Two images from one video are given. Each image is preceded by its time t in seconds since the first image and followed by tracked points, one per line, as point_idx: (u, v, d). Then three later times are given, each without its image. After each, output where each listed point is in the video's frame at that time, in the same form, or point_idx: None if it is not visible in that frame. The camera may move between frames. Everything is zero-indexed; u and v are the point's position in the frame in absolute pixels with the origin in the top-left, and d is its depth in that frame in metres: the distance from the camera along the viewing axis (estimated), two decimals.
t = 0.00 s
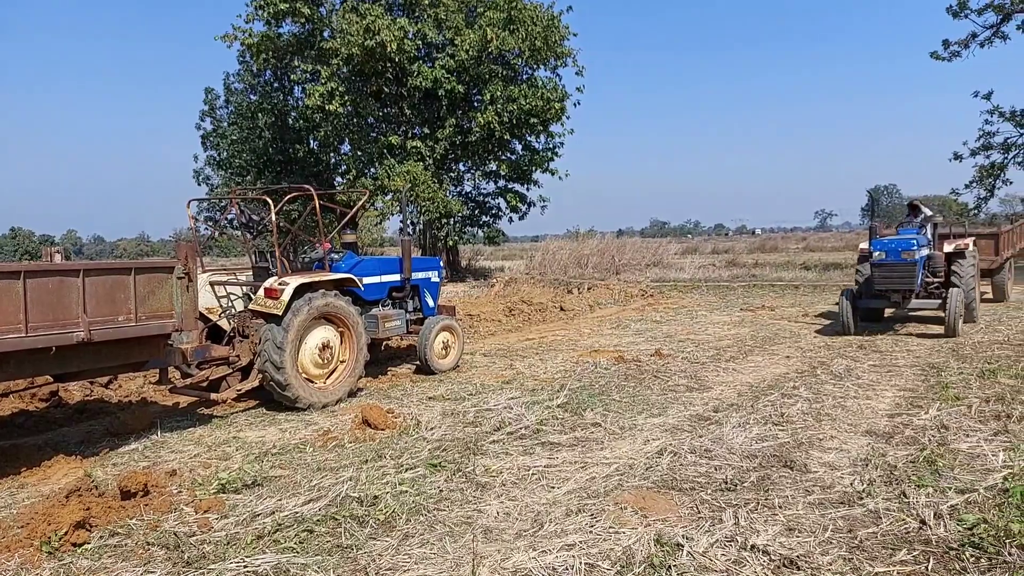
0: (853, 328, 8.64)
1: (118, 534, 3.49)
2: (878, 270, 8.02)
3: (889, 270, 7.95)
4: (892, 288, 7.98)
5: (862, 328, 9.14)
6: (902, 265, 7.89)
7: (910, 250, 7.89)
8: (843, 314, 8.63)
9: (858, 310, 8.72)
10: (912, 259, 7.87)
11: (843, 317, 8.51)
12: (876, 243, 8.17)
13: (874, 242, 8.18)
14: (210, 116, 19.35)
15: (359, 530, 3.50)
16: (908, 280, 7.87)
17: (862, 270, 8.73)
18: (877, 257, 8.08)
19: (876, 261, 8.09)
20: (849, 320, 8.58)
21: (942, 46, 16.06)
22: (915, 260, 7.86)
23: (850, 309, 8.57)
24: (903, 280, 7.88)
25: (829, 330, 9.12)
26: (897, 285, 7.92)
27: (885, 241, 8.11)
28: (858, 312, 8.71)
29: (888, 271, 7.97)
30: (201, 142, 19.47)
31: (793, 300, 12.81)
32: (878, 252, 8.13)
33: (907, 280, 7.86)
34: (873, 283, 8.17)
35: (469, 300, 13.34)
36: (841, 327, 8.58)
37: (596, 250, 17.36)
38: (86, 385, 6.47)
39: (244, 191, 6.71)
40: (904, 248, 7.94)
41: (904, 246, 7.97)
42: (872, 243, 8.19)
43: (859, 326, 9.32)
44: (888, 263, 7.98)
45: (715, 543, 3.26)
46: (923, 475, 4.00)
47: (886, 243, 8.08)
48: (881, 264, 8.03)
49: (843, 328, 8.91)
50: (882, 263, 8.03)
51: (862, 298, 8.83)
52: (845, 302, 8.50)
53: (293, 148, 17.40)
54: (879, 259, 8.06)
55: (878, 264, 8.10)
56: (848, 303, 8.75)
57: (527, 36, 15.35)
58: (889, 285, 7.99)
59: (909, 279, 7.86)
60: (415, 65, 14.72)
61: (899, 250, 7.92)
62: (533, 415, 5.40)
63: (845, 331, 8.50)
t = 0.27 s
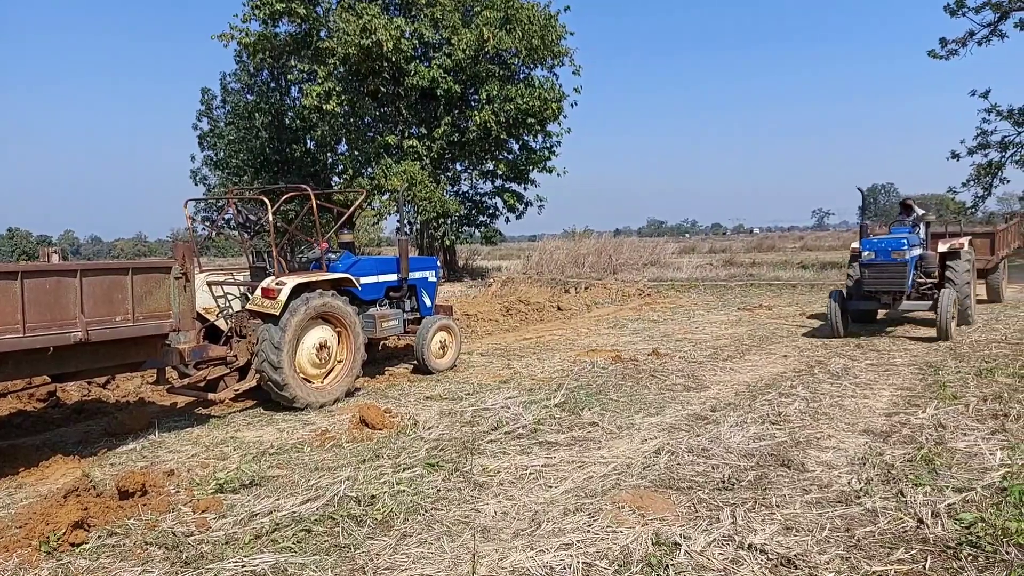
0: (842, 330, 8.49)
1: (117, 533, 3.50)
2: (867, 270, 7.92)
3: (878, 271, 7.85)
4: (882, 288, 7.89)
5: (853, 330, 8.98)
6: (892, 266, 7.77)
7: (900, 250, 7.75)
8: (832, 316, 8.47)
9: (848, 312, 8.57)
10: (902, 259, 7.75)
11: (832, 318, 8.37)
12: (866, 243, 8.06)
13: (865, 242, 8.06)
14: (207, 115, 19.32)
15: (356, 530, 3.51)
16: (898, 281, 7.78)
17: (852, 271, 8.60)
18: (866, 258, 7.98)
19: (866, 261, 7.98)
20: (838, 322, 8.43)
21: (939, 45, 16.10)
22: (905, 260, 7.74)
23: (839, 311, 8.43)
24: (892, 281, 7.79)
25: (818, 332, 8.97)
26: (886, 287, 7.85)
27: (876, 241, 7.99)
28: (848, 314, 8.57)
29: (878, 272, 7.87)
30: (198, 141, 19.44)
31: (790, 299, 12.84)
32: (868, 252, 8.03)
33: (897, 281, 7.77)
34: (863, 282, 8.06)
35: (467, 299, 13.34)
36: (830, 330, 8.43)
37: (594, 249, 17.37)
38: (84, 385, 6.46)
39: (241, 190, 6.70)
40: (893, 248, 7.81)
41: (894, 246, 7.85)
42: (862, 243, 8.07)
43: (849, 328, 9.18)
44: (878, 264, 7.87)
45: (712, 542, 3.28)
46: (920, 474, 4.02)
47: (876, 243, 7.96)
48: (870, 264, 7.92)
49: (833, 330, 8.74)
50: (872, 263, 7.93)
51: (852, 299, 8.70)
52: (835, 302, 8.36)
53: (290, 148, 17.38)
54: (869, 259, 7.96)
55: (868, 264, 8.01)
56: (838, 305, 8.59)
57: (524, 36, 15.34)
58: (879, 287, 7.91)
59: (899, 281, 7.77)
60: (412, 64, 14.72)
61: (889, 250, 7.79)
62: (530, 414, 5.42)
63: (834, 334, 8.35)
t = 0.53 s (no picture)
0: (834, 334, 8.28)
1: (115, 532, 3.50)
2: (859, 272, 7.77)
3: (871, 273, 7.66)
4: (875, 291, 7.72)
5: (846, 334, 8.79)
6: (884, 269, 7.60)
7: (894, 251, 7.55)
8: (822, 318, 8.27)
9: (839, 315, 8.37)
10: (896, 261, 7.53)
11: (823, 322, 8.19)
12: (859, 243, 7.86)
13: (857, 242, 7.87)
14: (206, 114, 19.29)
15: (354, 529, 3.51)
16: (891, 284, 7.59)
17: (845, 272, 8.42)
18: (858, 259, 7.81)
19: (859, 262, 7.80)
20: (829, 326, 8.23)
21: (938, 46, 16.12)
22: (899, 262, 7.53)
23: (831, 313, 8.24)
24: (885, 284, 7.61)
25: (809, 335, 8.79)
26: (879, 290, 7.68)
27: (869, 241, 7.78)
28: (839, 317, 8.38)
29: (870, 275, 7.70)
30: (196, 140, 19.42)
31: (788, 299, 12.85)
32: (861, 253, 7.82)
33: (890, 284, 7.59)
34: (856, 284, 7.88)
35: (465, 299, 13.35)
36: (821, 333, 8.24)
37: (592, 249, 17.39)
38: (81, 384, 6.46)
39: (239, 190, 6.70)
40: (887, 249, 7.59)
41: (887, 246, 7.64)
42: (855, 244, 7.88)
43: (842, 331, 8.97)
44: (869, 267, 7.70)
45: (710, 542, 3.29)
46: (918, 474, 4.03)
47: (869, 244, 7.75)
48: (863, 265, 7.74)
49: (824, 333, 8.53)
50: (865, 265, 7.74)
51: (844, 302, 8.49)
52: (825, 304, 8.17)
53: (289, 147, 17.37)
54: (861, 261, 7.79)
55: (862, 265, 7.80)
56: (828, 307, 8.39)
57: (522, 35, 15.34)
58: (871, 289, 7.73)
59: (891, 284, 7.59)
60: (411, 64, 14.73)
61: (882, 251, 7.59)
62: (528, 413, 5.42)
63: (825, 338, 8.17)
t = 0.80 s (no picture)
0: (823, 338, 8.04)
1: (111, 532, 3.49)
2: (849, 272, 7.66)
3: (861, 273, 7.57)
4: (865, 292, 7.61)
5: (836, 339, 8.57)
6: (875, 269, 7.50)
7: (884, 250, 7.43)
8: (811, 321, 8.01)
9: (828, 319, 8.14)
10: (885, 260, 7.45)
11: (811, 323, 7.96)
12: (848, 243, 7.75)
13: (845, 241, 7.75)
14: (203, 113, 19.26)
15: (351, 529, 3.50)
16: (882, 284, 7.50)
17: (835, 273, 8.29)
18: (847, 259, 7.70)
19: (848, 262, 7.68)
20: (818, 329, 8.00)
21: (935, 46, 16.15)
22: (889, 261, 7.44)
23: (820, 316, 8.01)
24: (875, 284, 7.51)
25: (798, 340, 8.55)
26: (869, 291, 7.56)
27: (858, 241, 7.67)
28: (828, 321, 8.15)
29: (861, 275, 7.60)
30: (194, 139, 19.39)
31: (785, 299, 12.87)
32: (850, 253, 7.71)
33: (880, 284, 7.50)
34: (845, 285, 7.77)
35: (463, 298, 13.34)
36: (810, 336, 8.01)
37: (590, 248, 17.40)
38: (78, 383, 6.44)
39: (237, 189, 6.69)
40: (876, 249, 7.50)
41: (877, 246, 7.52)
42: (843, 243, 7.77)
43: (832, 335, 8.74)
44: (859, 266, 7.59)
45: (708, 542, 3.29)
46: (916, 473, 4.04)
47: (857, 243, 7.63)
48: (853, 265, 7.64)
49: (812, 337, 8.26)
50: (854, 265, 7.64)
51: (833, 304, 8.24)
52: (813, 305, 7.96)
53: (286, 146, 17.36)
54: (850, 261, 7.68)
55: (851, 266, 7.71)
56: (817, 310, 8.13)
57: (520, 35, 15.32)
58: (861, 290, 7.62)
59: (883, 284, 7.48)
60: (409, 63, 14.72)
61: (872, 250, 7.48)
62: (526, 413, 5.42)
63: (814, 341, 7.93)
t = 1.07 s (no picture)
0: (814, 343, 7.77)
1: (109, 532, 3.49)
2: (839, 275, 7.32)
3: (852, 275, 7.23)
4: (855, 295, 7.27)
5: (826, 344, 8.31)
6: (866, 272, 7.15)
7: (876, 252, 7.09)
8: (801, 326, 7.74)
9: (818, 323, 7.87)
10: (877, 263, 7.10)
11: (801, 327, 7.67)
12: (838, 244, 7.39)
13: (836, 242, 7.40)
14: (202, 112, 19.25)
15: (350, 528, 3.51)
16: (872, 288, 7.15)
17: (824, 275, 7.95)
18: (837, 261, 7.35)
19: (838, 264, 7.34)
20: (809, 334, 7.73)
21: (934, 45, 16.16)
22: (881, 264, 7.10)
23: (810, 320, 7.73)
24: (866, 288, 7.17)
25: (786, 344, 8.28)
26: (860, 295, 7.22)
27: (849, 242, 7.32)
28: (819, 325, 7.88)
29: (851, 277, 7.25)
30: (192, 138, 19.38)
31: (784, 298, 12.88)
32: (840, 254, 7.36)
33: (871, 287, 7.16)
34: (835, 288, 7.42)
35: (461, 298, 13.35)
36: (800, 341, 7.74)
37: (588, 248, 17.41)
38: (77, 383, 6.44)
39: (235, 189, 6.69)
40: (868, 251, 7.14)
41: (869, 248, 7.17)
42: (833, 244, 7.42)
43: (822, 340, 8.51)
44: (849, 269, 7.26)
45: (706, 541, 3.29)
46: (914, 473, 4.05)
47: (847, 245, 7.28)
48: (843, 268, 7.29)
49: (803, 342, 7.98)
50: (844, 267, 7.29)
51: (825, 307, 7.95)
52: (803, 309, 7.67)
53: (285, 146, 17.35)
54: (840, 264, 7.32)
55: (841, 268, 7.36)
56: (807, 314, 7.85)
57: (518, 34, 15.30)
58: (851, 293, 7.28)
59: (874, 288, 7.14)
60: (407, 63, 14.72)
61: (863, 252, 7.14)
62: (525, 412, 5.43)
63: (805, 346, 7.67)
